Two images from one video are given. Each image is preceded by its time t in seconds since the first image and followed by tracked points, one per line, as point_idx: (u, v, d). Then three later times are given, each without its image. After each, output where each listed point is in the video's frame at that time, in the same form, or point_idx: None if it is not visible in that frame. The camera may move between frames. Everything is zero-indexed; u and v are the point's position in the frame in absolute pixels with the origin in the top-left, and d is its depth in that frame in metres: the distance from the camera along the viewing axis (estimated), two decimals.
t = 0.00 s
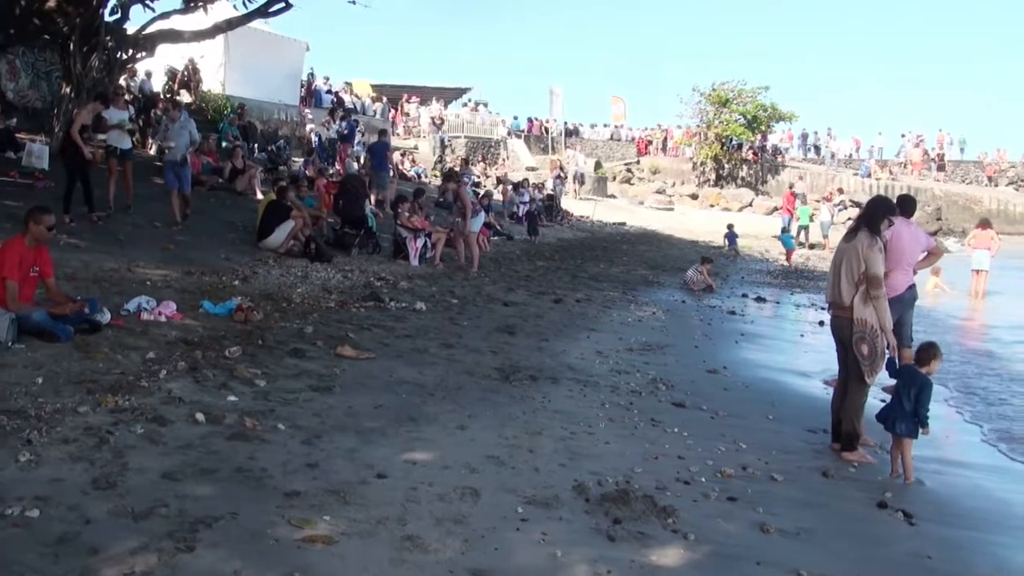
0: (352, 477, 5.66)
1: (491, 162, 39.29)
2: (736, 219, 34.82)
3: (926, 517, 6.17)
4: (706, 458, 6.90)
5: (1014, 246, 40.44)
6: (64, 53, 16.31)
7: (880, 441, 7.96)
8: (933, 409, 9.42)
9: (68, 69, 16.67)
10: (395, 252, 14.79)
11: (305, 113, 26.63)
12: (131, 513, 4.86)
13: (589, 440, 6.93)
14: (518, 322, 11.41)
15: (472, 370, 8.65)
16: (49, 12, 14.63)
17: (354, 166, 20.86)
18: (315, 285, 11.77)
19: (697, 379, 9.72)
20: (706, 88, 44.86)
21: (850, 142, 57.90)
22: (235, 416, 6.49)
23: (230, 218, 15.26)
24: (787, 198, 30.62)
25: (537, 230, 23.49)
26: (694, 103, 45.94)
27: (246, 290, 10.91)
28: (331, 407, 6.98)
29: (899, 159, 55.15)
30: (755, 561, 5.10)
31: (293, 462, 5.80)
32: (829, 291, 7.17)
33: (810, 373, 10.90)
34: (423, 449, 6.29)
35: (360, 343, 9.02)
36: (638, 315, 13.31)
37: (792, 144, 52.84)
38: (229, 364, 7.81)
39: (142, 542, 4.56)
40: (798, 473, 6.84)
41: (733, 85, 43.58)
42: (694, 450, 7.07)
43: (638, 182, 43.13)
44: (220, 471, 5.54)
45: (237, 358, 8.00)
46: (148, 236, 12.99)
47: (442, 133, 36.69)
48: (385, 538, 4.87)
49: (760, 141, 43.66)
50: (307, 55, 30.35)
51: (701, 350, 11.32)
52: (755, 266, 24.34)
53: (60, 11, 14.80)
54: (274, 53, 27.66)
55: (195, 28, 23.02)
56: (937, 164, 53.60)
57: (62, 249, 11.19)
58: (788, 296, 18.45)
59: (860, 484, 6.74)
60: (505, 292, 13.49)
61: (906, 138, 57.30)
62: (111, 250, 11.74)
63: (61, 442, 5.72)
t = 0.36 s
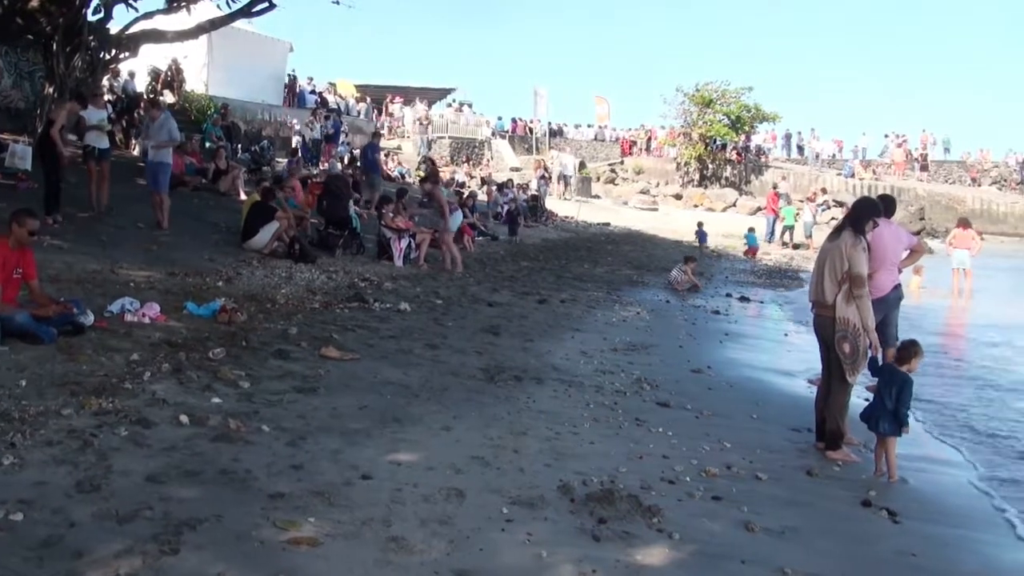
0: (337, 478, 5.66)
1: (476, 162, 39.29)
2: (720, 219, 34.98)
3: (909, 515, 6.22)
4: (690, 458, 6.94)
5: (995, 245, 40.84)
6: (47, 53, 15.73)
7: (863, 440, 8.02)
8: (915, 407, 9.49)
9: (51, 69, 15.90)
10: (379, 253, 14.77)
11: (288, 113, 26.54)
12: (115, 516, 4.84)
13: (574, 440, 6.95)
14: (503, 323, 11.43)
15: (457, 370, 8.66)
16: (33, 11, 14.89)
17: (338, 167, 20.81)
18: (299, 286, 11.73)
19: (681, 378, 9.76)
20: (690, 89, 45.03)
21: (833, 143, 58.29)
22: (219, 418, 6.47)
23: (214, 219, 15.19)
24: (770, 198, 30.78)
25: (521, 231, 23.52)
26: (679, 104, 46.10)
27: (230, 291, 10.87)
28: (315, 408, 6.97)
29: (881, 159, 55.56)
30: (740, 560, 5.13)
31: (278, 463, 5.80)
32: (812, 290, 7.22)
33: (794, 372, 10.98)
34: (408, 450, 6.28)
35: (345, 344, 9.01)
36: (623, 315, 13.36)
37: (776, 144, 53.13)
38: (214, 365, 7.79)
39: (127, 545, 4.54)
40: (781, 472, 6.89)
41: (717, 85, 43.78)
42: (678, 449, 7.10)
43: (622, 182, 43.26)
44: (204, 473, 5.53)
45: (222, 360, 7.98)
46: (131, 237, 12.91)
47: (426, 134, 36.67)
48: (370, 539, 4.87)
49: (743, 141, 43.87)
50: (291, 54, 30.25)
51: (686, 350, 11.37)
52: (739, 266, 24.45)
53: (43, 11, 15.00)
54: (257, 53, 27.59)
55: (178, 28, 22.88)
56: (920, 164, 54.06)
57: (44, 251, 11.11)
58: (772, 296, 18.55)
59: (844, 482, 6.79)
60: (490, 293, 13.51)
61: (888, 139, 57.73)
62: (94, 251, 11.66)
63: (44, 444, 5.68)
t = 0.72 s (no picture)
0: (321, 480, 5.65)
1: (460, 163, 39.28)
2: (704, 220, 35.12)
3: (893, 514, 6.27)
4: (674, 458, 6.97)
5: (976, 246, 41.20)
6: (29, 53, 15.32)
7: (846, 439, 8.08)
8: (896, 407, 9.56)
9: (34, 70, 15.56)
10: (363, 255, 14.74)
11: (272, 114, 26.43)
12: (98, 520, 4.81)
13: (558, 441, 6.97)
14: (487, 324, 11.43)
15: (441, 371, 8.66)
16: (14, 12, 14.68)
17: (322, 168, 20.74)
18: (283, 288, 11.70)
19: (665, 378, 9.80)
20: (674, 90, 45.16)
21: (816, 144, 58.63)
22: (203, 421, 6.45)
23: (198, 221, 15.11)
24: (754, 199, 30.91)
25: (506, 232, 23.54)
26: (662, 105, 46.24)
27: (214, 293, 10.82)
28: (299, 410, 6.95)
29: (863, 160, 55.94)
30: (724, 560, 5.15)
31: (262, 466, 5.78)
32: (796, 291, 7.27)
33: (777, 372, 11.04)
34: (393, 452, 6.27)
35: (328, 346, 8.98)
36: (607, 316, 13.40)
37: (759, 145, 53.36)
38: (197, 368, 7.75)
39: (111, 549, 4.51)
40: (765, 472, 6.93)
41: (701, 86, 43.94)
42: (663, 450, 7.13)
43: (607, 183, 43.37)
44: (188, 476, 5.50)
45: (205, 362, 7.95)
46: (114, 239, 12.83)
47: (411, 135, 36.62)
48: (354, 542, 4.86)
49: (727, 142, 44.06)
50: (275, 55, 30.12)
51: (671, 351, 11.41)
52: (722, 266, 24.54)
53: (27, 11, 14.79)
54: (240, 54, 27.49)
55: (161, 28, 22.73)
56: (903, 164, 54.46)
57: (26, 252, 11.02)
58: (755, 296, 18.62)
59: (828, 482, 6.83)
60: (474, 294, 13.51)
61: (871, 140, 58.11)
62: (76, 253, 11.58)
63: (26, 448, 5.64)
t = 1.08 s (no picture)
0: (302, 482, 5.63)
1: (440, 163, 39.24)
2: (684, 220, 35.27)
3: (873, 510, 6.33)
4: (655, 457, 7.00)
5: (953, 244, 41.67)
6: (7, 53, 15.08)
7: (825, 437, 8.14)
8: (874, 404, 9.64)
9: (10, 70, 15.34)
10: (343, 255, 14.71)
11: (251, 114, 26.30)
12: (78, 523, 4.77)
13: (539, 441, 6.98)
14: (467, 324, 11.44)
15: (421, 372, 8.65)
16: None
17: (302, 168, 20.65)
18: (263, 288, 11.65)
19: (646, 377, 9.85)
20: (654, 90, 45.33)
21: (794, 144, 59.03)
22: (183, 423, 6.41)
23: (177, 222, 15.01)
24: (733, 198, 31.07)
25: (486, 233, 23.56)
26: (642, 105, 46.39)
27: (193, 294, 10.76)
28: (279, 412, 6.93)
29: (841, 159, 56.38)
30: (705, 558, 5.18)
31: (242, 467, 5.76)
32: (775, 289, 7.32)
33: (756, 370, 11.11)
34: (374, 453, 6.27)
35: (308, 347, 8.95)
36: (587, 315, 13.44)
37: (738, 145, 53.69)
38: (177, 370, 7.70)
39: (90, 553, 4.48)
40: (745, 470, 6.97)
41: (680, 87, 44.14)
42: (644, 449, 7.16)
43: (587, 183, 43.46)
44: (168, 479, 5.47)
45: (185, 363, 7.91)
46: (93, 240, 12.72)
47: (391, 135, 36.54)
48: (335, 543, 4.85)
49: (706, 142, 44.28)
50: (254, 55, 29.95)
51: (650, 350, 11.45)
52: (702, 266, 24.66)
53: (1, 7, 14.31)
54: (219, 54, 27.29)
55: (140, 28, 22.57)
56: (882, 164, 54.92)
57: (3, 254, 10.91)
58: (734, 295, 18.73)
59: (808, 479, 6.89)
60: (455, 294, 13.51)
61: (849, 140, 58.57)
62: (54, 255, 11.48)
63: (4, 452, 5.58)
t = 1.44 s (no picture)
0: (279, 483, 5.60)
1: (417, 163, 39.15)
2: (661, 219, 35.41)
3: (850, 507, 6.39)
4: (633, 455, 7.02)
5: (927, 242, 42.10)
6: None
7: (801, 434, 8.20)
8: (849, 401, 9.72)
9: None
10: (320, 255, 14.65)
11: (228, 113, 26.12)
12: (54, 527, 4.72)
13: (518, 440, 6.99)
14: (446, 324, 11.43)
15: (399, 372, 8.63)
16: None
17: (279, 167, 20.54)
18: (240, 289, 11.58)
19: (623, 376, 9.88)
20: (631, 89, 45.47)
21: (770, 143, 59.42)
22: (160, 424, 6.36)
23: (152, 222, 14.89)
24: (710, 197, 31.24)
25: (464, 232, 23.55)
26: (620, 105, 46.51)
27: (170, 295, 10.68)
28: (257, 413, 6.89)
29: (816, 159, 56.78)
30: (684, 556, 5.21)
31: (220, 469, 5.72)
32: (752, 287, 7.37)
33: (732, 368, 11.17)
34: (352, 453, 6.25)
35: (285, 347, 8.91)
36: (565, 315, 13.47)
37: (715, 145, 53.99)
38: (153, 371, 7.64)
39: (66, 556, 4.43)
40: (723, 468, 7.01)
41: (657, 86, 44.30)
42: (622, 447, 7.18)
43: (565, 182, 43.54)
44: (145, 481, 5.43)
45: (162, 365, 7.84)
46: (67, 241, 12.58)
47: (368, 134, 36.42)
48: (314, 544, 4.83)
49: (683, 142, 44.48)
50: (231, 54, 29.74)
51: (628, 349, 11.49)
52: (679, 265, 24.76)
53: None
54: (195, 54, 27.05)
55: (116, 26, 22.35)
56: (857, 163, 55.39)
57: None
58: (711, 294, 18.83)
59: (785, 476, 6.94)
60: (433, 294, 13.49)
61: (824, 140, 59.05)
62: (28, 255, 11.34)
63: None
